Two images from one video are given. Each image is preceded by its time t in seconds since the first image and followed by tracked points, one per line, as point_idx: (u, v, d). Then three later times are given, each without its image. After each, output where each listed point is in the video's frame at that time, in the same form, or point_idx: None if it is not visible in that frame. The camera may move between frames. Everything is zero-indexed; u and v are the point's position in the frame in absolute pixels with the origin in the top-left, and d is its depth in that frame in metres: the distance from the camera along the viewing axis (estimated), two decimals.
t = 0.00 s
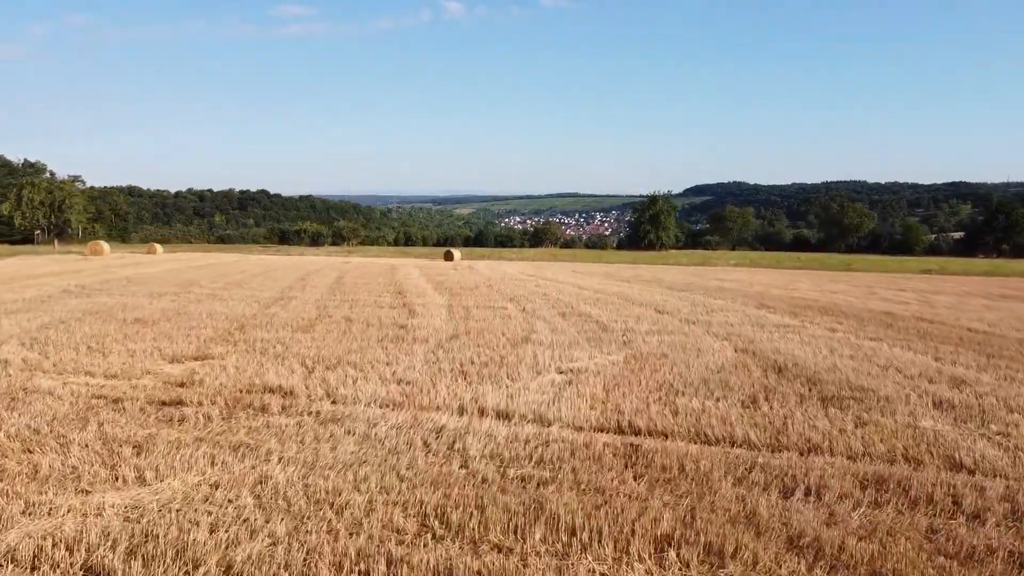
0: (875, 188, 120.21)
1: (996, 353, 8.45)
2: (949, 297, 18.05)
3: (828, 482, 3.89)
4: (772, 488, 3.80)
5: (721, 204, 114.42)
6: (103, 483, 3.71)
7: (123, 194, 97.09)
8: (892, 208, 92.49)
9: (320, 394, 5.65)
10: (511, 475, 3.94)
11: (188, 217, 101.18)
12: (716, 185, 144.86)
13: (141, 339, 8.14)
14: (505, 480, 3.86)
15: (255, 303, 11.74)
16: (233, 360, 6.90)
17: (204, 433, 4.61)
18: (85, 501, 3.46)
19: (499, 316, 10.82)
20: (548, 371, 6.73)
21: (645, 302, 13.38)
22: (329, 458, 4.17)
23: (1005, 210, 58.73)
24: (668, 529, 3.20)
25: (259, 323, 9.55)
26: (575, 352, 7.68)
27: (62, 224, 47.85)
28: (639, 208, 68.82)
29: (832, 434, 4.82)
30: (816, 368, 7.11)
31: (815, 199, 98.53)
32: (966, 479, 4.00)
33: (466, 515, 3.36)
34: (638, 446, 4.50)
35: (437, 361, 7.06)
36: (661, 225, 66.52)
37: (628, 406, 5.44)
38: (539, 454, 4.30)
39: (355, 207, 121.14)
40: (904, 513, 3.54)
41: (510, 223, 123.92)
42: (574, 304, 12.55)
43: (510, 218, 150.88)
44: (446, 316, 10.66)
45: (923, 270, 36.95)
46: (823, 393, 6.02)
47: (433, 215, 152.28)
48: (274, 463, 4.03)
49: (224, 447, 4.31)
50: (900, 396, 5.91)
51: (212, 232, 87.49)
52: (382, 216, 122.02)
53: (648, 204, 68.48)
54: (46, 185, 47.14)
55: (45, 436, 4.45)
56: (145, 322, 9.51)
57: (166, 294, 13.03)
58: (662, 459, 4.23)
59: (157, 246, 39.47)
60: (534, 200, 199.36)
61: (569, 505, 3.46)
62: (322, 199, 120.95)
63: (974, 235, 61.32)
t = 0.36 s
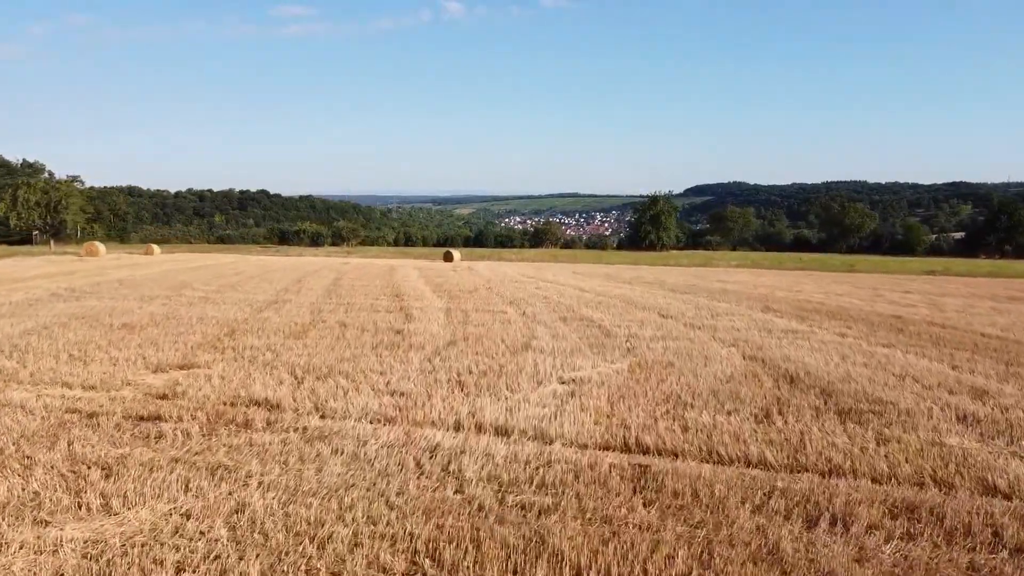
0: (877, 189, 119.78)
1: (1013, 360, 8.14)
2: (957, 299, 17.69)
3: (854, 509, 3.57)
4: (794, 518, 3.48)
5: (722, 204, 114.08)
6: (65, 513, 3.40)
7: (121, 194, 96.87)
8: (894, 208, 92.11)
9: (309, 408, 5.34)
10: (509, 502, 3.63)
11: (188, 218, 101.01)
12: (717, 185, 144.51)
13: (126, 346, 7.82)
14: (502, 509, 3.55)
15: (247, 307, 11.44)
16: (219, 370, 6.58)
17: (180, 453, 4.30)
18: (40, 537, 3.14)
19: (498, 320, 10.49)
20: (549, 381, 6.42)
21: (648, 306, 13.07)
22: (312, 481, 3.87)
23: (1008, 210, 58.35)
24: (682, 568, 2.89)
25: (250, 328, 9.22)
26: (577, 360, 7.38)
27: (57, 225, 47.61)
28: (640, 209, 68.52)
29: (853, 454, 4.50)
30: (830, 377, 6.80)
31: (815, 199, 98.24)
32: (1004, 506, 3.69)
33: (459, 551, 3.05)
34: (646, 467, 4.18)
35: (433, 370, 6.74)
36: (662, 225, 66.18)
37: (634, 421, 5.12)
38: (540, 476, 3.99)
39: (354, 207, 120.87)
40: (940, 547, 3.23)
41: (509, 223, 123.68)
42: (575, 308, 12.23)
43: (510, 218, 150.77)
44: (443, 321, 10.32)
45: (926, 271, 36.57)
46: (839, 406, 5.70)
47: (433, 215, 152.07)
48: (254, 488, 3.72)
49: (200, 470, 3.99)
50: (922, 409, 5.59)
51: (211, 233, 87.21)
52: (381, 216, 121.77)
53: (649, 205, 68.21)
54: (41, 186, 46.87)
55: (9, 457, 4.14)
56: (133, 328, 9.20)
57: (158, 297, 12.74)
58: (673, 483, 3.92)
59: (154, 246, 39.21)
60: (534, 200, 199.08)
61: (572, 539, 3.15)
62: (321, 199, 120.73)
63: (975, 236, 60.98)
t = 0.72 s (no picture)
0: (878, 189, 119.30)
1: None
2: (966, 302, 17.34)
3: (887, 543, 3.25)
4: (820, 553, 3.17)
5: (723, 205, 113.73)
6: (19, 548, 3.09)
7: (120, 194, 96.55)
8: (895, 208, 91.72)
9: (296, 424, 5.04)
10: (507, 534, 3.32)
11: (187, 218, 100.72)
12: (717, 185, 144.04)
13: (110, 354, 7.50)
14: (500, 543, 3.24)
15: (239, 312, 11.13)
16: (204, 381, 6.26)
17: (152, 476, 3.98)
18: None
19: (497, 326, 10.17)
20: (551, 393, 6.10)
21: (651, 309, 12.75)
22: (293, 509, 3.55)
23: (1011, 211, 57.94)
24: None
25: (241, 335, 8.90)
26: (579, 369, 7.06)
27: (53, 225, 47.28)
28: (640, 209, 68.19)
29: (878, 475, 4.19)
30: (845, 388, 6.48)
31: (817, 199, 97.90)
32: None
33: None
34: (657, 492, 3.87)
35: (429, 381, 6.42)
36: (662, 226, 65.80)
37: (641, 439, 4.81)
38: (541, 503, 3.68)
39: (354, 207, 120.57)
40: None
41: (509, 224, 123.35)
42: (577, 312, 11.90)
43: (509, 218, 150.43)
44: (441, 326, 9.99)
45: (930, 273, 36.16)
46: (858, 421, 5.38)
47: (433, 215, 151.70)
48: (229, 518, 3.41)
49: (172, 496, 3.68)
50: (946, 424, 5.27)
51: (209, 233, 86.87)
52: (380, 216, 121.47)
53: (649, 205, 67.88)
54: (37, 186, 46.53)
55: None
56: (119, 333, 8.88)
57: (148, 301, 12.42)
58: (687, 510, 3.60)
59: (150, 247, 38.92)
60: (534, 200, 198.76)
61: None
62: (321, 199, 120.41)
63: (978, 237, 60.63)
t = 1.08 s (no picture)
0: (879, 189, 118.82)
1: None
2: (974, 304, 17.00)
3: None
4: None
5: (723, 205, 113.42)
6: None
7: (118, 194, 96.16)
8: (896, 209, 91.41)
9: (280, 441, 4.73)
10: (505, 572, 3.00)
11: (187, 218, 100.47)
12: (717, 185, 143.63)
13: (91, 361, 7.19)
14: None
15: (231, 316, 10.82)
16: (187, 392, 5.94)
17: (119, 504, 3.66)
18: None
19: (496, 330, 9.86)
20: (553, 405, 5.78)
21: (654, 313, 12.45)
22: (270, 543, 3.24)
23: (1013, 211, 57.59)
24: None
25: (230, 341, 8.58)
26: (582, 378, 6.74)
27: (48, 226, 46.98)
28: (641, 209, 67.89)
29: (907, 500, 3.86)
30: (861, 400, 6.16)
31: (818, 200, 97.59)
32: None
33: None
34: (669, 521, 3.55)
35: (424, 392, 6.10)
36: (663, 227, 65.51)
37: (649, 458, 4.50)
38: (542, 534, 3.37)
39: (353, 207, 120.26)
40: None
41: (509, 224, 123.13)
42: (578, 316, 11.59)
43: (509, 219, 150.32)
44: (438, 331, 9.68)
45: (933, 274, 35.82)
46: (878, 437, 5.06)
47: (433, 215, 151.46)
48: (199, 554, 3.10)
49: (138, 528, 3.36)
50: (972, 441, 4.95)
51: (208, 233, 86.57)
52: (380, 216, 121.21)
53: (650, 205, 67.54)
54: (31, 186, 46.14)
55: None
56: (104, 339, 8.56)
57: (139, 304, 12.11)
58: (701, 543, 3.28)
59: (147, 248, 38.61)
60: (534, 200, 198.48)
61: None
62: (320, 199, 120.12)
63: (980, 237, 60.30)
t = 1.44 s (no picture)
0: (880, 189, 118.51)
1: None
2: (983, 307, 16.67)
3: None
4: None
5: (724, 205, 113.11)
6: None
7: (116, 194, 95.84)
8: (898, 209, 91.05)
9: (262, 462, 4.41)
10: None
11: (186, 218, 100.12)
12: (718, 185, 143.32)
13: (71, 370, 6.87)
14: None
15: (223, 321, 10.51)
16: (167, 405, 5.63)
17: (81, 536, 3.34)
18: None
19: (495, 336, 9.54)
20: (554, 420, 5.47)
21: (658, 317, 12.14)
22: None
23: (1016, 211, 57.25)
24: None
25: (218, 348, 8.26)
26: (584, 388, 6.43)
27: (44, 227, 46.66)
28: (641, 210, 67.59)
29: (940, 530, 3.55)
30: (879, 413, 5.84)
31: (819, 200, 97.31)
32: None
33: None
34: (682, 555, 3.23)
35: (419, 405, 5.78)
36: (664, 227, 65.20)
37: (658, 480, 4.19)
38: (544, 572, 3.05)
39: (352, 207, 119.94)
40: None
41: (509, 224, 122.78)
42: (579, 320, 11.26)
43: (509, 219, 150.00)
44: (435, 337, 9.35)
45: (936, 275, 35.48)
46: (902, 455, 4.75)
47: (433, 215, 151.34)
48: None
49: (98, 564, 3.05)
50: (1002, 459, 4.64)
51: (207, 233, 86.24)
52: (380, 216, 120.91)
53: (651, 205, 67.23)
54: (28, 187, 45.82)
55: None
56: (87, 346, 8.24)
57: (128, 308, 11.80)
58: None
59: (144, 249, 38.29)
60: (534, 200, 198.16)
61: None
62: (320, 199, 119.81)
63: (982, 237, 59.98)
